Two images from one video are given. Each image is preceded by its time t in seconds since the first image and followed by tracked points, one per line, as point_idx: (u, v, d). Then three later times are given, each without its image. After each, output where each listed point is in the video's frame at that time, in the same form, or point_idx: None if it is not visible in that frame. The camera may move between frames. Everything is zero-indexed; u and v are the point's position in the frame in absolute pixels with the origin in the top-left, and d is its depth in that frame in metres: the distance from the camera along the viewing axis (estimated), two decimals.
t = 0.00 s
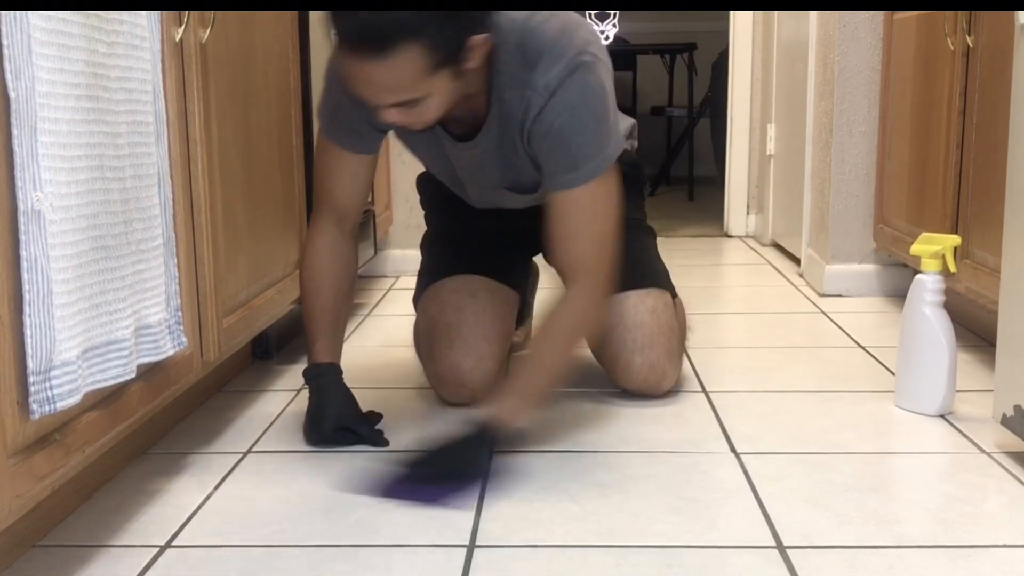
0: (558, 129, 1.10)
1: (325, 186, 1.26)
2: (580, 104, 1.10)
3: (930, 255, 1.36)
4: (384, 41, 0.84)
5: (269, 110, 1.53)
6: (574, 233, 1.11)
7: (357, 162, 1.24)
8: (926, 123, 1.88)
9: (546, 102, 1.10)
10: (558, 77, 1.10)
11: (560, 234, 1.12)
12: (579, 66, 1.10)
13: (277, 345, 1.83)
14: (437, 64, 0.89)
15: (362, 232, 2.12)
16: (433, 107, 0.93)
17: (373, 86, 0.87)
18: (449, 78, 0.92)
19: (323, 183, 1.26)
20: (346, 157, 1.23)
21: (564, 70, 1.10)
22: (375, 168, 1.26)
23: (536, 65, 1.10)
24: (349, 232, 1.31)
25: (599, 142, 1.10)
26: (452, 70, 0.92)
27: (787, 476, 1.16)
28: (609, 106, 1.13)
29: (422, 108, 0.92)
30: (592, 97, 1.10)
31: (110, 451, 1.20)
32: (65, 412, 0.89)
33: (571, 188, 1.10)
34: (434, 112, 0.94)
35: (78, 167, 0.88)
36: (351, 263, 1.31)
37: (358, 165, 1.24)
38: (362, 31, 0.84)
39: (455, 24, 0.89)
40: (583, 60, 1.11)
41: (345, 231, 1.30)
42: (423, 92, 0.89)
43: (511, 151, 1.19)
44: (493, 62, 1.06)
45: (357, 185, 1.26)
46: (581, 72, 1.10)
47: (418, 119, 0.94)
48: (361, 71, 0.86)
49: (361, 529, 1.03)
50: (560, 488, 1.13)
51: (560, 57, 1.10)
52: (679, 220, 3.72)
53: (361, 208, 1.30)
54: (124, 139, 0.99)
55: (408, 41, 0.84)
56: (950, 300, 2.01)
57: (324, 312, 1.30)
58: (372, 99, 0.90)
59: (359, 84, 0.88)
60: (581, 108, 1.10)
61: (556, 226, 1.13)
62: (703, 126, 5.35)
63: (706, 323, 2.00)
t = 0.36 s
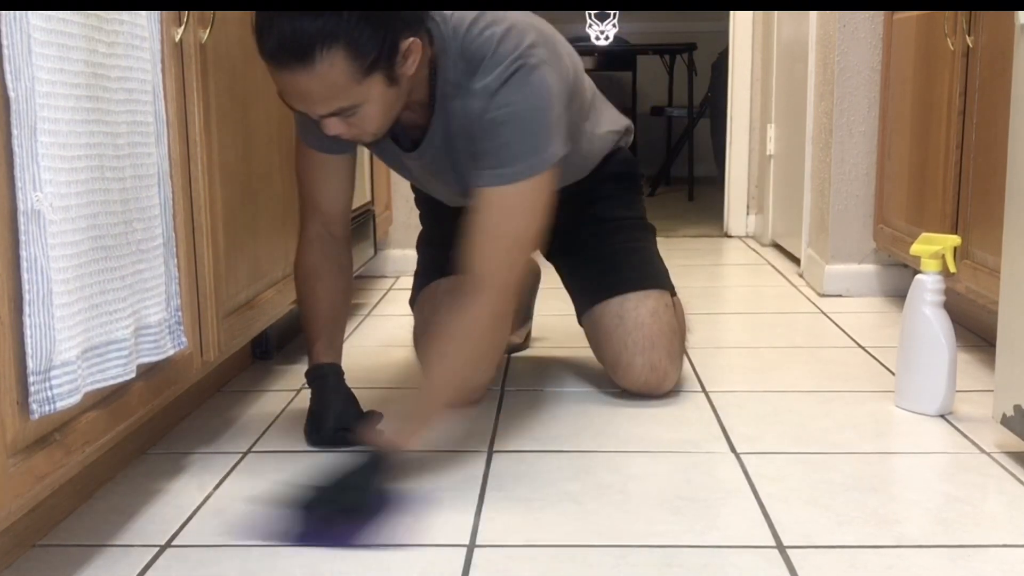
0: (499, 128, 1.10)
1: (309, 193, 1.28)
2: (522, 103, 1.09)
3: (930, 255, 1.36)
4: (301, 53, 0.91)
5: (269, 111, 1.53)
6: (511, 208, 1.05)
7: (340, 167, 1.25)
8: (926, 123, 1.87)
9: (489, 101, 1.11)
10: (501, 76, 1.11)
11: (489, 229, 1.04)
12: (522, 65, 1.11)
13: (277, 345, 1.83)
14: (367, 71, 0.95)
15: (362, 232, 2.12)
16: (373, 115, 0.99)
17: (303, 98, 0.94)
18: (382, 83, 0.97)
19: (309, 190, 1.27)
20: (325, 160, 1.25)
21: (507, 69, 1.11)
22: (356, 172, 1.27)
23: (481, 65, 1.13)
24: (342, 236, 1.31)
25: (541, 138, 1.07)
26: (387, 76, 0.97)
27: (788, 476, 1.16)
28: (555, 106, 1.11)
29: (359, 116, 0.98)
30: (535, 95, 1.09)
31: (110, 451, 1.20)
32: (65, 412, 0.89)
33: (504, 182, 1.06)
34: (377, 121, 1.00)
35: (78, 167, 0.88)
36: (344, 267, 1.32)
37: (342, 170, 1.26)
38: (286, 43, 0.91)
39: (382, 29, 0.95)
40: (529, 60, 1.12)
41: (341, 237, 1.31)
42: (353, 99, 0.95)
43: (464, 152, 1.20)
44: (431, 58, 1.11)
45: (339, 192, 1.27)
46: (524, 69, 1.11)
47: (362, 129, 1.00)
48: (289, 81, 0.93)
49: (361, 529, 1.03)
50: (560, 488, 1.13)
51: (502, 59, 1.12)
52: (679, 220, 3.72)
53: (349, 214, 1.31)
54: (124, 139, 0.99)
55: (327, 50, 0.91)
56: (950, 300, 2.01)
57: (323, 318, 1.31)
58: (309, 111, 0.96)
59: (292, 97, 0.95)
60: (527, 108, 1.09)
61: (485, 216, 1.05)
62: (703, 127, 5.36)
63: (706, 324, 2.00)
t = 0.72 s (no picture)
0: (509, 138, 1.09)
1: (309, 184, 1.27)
2: (531, 116, 1.08)
3: (930, 255, 1.36)
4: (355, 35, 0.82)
5: (269, 111, 1.53)
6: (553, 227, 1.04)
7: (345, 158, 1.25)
8: (926, 123, 1.88)
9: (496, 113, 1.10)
10: (511, 87, 1.09)
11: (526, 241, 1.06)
12: (535, 73, 1.10)
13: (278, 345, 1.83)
14: (414, 47, 0.88)
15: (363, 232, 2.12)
16: (421, 98, 0.92)
17: (360, 86, 0.85)
18: (426, 59, 0.91)
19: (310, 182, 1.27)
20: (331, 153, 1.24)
21: (519, 79, 1.09)
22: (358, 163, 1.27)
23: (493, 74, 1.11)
24: (341, 228, 1.31)
25: (555, 147, 1.07)
26: (426, 50, 0.91)
27: (788, 476, 1.16)
28: (566, 115, 1.10)
29: (409, 100, 0.90)
30: (548, 104, 1.08)
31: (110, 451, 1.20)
32: (65, 412, 0.89)
33: (531, 195, 1.06)
34: (424, 101, 0.93)
35: (79, 167, 0.88)
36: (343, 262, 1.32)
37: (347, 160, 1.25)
38: (343, 35, 0.82)
39: None
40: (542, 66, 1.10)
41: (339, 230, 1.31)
42: (409, 77, 0.88)
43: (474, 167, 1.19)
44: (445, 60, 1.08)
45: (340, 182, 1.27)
46: (537, 77, 1.09)
47: (408, 118, 0.93)
48: (348, 69, 0.84)
49: (361, 529, 1.03)
50: (559, 488, 1.13)
51: (516, 64, 1.10)
52: (680, 220, 3.72)
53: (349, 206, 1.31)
54: (124, 139, 0.98)
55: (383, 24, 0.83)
56: (950, 300, 2.01)
57: (321, 317, 1.30)
58: (363, 103, 0.87)
59: (342, 88, 0.86)
60: (536, 126, 1.07)
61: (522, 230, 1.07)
62: (703, 126, 5.36)
63: (706, 323, 2.00)
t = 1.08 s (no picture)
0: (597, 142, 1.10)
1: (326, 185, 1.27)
2: (622, 112, 1.09)
3: (930, 255, 1.36)
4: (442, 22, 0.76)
5: (269, 111, 1.53)
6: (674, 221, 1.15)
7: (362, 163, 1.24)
8: (926, 123, 1.87)
9: (580, 111, 1.09)
10: (586, 89, 1.08)
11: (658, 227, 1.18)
12: (603, 73, 1.09)
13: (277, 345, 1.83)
14: (491, 29, 0.83)
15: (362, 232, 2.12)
16: (498, 81, 0.88)
17: (451, 70, 0.81)
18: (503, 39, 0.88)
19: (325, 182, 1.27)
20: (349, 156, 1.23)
21: (591, 81, 1.08)
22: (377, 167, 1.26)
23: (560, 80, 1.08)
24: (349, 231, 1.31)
25: (649, 141, 1.10)
26: (502, 30, 0.87)
27: (787, 476, 1.15)
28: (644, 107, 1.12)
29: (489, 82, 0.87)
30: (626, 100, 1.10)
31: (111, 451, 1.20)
32: (65, 412, 0.89)
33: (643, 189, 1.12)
34: (497, 85, 0.89)
35: (79, 167, 0.88)
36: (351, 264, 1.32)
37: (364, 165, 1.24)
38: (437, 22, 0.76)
39: None
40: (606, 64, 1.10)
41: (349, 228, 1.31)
42: (494, 57, 0.85)
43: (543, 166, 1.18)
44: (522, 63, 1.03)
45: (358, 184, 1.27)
46: (605, 78, 1.09)
47: (486, 101, 0.90)
48: (438, 55, 0.79)
49: (361, 529, 1.03)
50: (559, 488, 1.13)
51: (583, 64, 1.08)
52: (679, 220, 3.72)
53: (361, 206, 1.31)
54: (124, 139, 0.98)
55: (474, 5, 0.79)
56: (950, 300, 2.01)
57: (324, 314, 1.30)
58: (450, 87, 0.84)
59: (431, 76, 0.81)
60: (625, 115, 1.09)
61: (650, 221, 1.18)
62: (703, 126, 5.35)
63: (706, 324, 2.00)
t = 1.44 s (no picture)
0: (639, 113, 1.15)
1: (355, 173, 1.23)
2: (663, 86, 1.14)
3: (930, 255, 1.36)
4: None
5: (269, 110, 1.53)
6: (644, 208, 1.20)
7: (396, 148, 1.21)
8: (927, 123, 1.87)
9: (634, 79, 1.13)
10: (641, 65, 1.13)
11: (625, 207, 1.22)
12: (657, 49, 1.14)
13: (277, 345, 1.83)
14: None
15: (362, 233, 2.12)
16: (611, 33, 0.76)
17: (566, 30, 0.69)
18: None
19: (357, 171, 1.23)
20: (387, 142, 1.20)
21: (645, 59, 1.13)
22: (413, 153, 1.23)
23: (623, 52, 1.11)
24: (375, 222, 1.29)
25: (676, 121, 1.17)
26: None
27: (787, 477, 1.15)
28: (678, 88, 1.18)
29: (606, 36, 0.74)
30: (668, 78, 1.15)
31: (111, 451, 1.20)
32: (65, 412, 0.89)
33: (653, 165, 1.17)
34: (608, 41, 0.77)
35: (79, 167, 0.88)
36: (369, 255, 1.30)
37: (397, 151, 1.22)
38: None
39: None
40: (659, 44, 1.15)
41: (369, 221, 1.28)
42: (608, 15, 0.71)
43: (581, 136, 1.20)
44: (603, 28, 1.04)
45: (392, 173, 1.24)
46: (658, 56, 1.14)
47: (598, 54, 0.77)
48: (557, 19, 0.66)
49: (361, 529, 1.03)
50: (558, 488, 1.13)
51: (641, 39, 1.13)
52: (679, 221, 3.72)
53: (391, 195, 1.28)
54: (124, 139, 0.99)
55: None
56: (950, 300, 2.01)
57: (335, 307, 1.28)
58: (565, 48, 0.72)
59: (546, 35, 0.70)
60: (668, 89, 1.15)
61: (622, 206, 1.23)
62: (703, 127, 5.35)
63: (706, 324, 2.00)
